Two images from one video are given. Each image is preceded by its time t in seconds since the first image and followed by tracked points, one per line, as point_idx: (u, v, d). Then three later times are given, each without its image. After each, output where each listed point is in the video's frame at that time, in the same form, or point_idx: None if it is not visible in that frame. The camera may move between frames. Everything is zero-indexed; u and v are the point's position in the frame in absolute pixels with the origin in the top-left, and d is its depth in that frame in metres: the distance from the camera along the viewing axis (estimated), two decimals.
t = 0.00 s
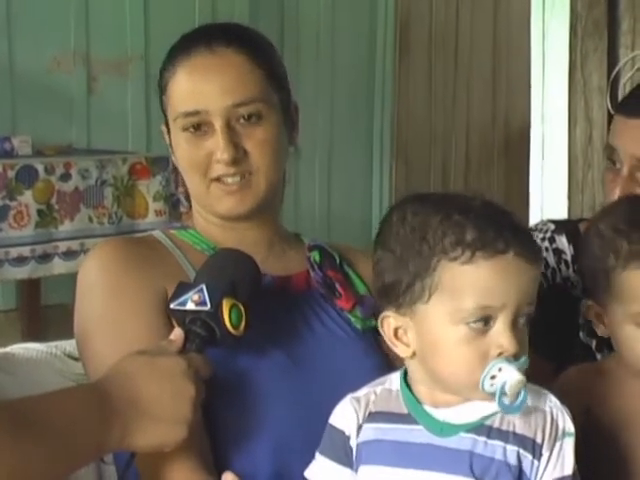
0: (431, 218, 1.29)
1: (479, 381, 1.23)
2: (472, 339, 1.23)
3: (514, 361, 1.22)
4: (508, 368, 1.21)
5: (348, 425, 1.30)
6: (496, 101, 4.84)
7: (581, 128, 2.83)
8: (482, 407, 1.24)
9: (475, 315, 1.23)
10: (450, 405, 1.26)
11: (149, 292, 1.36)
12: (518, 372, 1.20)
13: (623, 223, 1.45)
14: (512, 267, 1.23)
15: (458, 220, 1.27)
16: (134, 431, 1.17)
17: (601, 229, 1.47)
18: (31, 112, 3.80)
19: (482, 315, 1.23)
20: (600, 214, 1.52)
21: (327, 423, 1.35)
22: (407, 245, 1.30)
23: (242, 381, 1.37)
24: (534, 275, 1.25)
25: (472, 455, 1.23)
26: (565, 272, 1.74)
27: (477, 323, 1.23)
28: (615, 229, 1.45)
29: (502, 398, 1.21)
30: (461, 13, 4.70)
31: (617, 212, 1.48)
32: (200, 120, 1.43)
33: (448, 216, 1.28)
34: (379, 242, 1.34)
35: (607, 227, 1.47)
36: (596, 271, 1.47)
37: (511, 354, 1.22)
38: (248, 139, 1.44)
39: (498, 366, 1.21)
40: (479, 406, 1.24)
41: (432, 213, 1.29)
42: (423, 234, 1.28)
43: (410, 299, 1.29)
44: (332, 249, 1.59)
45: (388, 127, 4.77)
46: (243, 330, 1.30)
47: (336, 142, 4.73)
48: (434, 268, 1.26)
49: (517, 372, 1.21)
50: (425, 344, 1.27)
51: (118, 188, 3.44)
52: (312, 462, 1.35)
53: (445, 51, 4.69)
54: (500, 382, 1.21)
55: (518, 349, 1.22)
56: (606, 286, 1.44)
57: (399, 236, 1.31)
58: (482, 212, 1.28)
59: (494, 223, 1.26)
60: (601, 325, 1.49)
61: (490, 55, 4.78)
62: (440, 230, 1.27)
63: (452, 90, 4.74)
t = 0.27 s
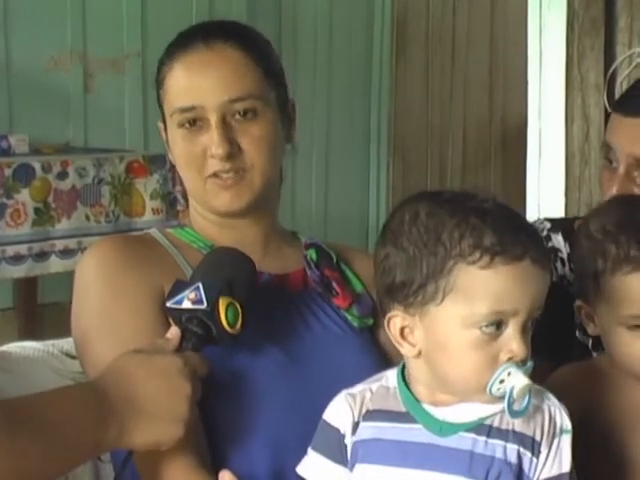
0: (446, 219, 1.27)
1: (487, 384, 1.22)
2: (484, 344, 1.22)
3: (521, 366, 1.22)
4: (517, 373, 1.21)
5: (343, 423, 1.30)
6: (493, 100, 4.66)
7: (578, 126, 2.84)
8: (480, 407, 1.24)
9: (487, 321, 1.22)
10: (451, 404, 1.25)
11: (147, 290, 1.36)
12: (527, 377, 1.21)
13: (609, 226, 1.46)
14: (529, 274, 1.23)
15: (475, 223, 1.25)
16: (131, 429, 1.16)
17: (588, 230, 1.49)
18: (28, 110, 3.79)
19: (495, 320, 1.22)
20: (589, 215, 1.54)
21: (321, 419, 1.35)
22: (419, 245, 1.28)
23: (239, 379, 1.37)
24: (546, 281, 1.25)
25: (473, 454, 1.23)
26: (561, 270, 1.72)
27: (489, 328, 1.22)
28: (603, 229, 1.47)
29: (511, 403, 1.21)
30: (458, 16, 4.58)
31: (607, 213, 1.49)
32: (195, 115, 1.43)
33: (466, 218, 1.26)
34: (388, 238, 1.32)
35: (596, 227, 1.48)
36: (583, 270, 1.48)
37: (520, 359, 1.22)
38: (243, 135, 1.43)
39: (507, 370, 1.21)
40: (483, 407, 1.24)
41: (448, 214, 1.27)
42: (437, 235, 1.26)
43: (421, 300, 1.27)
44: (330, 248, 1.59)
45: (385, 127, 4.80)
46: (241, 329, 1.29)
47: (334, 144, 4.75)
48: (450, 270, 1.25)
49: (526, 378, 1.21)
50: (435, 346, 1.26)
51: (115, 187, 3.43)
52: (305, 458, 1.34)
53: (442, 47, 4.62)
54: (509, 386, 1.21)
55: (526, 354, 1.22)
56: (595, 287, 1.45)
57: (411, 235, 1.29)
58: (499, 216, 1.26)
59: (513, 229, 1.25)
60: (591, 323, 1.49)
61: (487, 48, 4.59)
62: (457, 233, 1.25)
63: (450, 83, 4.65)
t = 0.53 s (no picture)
0: (449, 220, 1.26)
1: (491, 386, 1.22)
2: (488, 345, 1.22)
3: (526, 367, 1.22)
4: (521, 374, 1.21)
5: (346, 423, 1.30)
6: (494, 100, 4.63)
7: (580, 125, 2.84)
8: (484, 408, 1.24)
9: (491, 322, 1.22)
10: (455, 405, 1.25)
11: (147, 291, 1.36)
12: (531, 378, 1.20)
13: (609, 229, 1.46)
14: (532, 276, 1.22)
15: (478, 225, 1.25)
16: (133, 429, 1.16)
17: (586, 232, 1.49)
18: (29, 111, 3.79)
19: (498, 322, 1.22)
20: (588, 216, 1.54)
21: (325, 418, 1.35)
22: (422, 246, 1.28)
23: (239, 379, 1.37)
24: (549, 283, 1.25)
25: (476, 455, 1.23)
26: (563, 271, 1.72)
27: (493, 329, 1.22)
28: (602, 232, 1.47)
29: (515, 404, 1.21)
30: (459, 14, 4.59)
31: (607, 215, 1.48)
32: (197, 116, 1.43)
33: (469, 219, 1.25)
34: (391, 239, 1.32)
35: (594, 230, 1.48)
36: (585, 275, 1.48)
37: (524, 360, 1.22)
38: (244, 137, 1.43)
39: (511, 371, 1.21)
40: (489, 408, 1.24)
41: (451, 215, 1.27)
42: (441, 237, 1.26)
43: (424, 301, 1.27)
44: (331, 248, 1.59)
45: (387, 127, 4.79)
46: (242, 328, 1.29)
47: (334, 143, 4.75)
48: (453, 271, 1.24)
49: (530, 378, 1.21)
50: (438, 347, 1.26)
51: (117, 187, 3.43)
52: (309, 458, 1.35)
53: (443, 47, 4.62)
54: (513, 387, 1.21)
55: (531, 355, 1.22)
56: (596, 290, 1.45)
57: (414, 236, 1.29)
58: (501, 216, 1.26)
59: (516, 230, 1.24)
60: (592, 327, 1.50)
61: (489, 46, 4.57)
62: (459, 234, 1.25)
63: (452, 82, 4.64)
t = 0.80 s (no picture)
0: (455, 223, 1.26)
1: (497, 388, 1.22)
2: (494, 349, 1.22)
3: (532, 370, 1.21)
4: (527, 377, 1.21)
5: (355, 424, 1.29)
6: (496, 102, 4.74)
7: (581, 127, 2.82)
8: (492, 410, 1.24)
9: (498, 326, 1.22)
10: (463, 407, 1.25)
11: (149, 292, 1.36)
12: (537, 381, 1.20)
13: (613, 228, 1.47)
14: (538, 279, 1.22)
15: (484, 228, 1.24)
16: (133, 430, 1.16)
17: (590, 233, 1.51)
18: (31, 111, 3.79)
19: (504, 326, 1.22)
20: (590, 218, 1.55)
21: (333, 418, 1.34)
22: (428, 249, 1.27)
23: (241, 380, 1.37)
24: (557, 287, 1.24)
25: (484, 458, 1.23)
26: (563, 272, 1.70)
27: (499, 332, 1.22)
28: (607, 232, 1.47)
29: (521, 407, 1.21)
30: (461, 12, 4.64)
31: (610, 216, 1.49)
32: (202, 116, 1.43)
33: (475, 222, 1.25)
34: (397, 241, 1.32)
35: (599, 231, 1.49)
36: (591, 275, 1.48)
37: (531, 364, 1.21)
38: (248, 139, 1.43)
39: (517, 375, 1.21)
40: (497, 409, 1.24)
41: (457, 218, 1.26)
42: (447, 240, 1.26)
43: (430, 304, 1.27)
44: (332, 249, 1.59)
45: (389, 128, 4.73)
46: (243, 328, 1.29)
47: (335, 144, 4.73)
48: (458, 275, 1.24)
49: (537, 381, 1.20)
50: (445, 351, 1.26)
51: (119, 188, 3.43)
52: (316, 459, 1.34)
53: (444, 49, 4.64)
54: (519, 390, 1.20)
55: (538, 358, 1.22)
56: (603, 291, 1.45)
57: (420, 239, 1.28)
58: (507, 219, 1.25)
59: (522, 233, 1.23)
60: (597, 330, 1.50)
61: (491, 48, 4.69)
62: (465, 237, 1.24)
63: (453, 84, 4.68)
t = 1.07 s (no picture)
0: (455, 221, 1.26)
1: (497, 388, 1.22)
2: (493, 348, 1.22)
3: (533, 370, 1.21)
4: (528, 377, 1.20)
5: (356, 425, 1.29)
6: (496, 101, 4.73)
7: (583, 127, 2.78)
8: (494, 413, 1.24)
9: (497, 325, 1.22)
10: (466, 410, 1.25)
11: (150, 292, 1.36)
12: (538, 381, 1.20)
13: (619, 228, 1.47)
14: (538, 278, 1.22)
15: (484, 226, 1.24)
16: (134, 429, 1.16)
17: (593, 232, 1.52)
18: (31, 111, 3.79)
19: (503, 325, 1.22)
20: (592, 219, 1.55)
21: (335, 419, 1.34)
22: (429, 248, 1.28)
23: (242, 380, 1.37)
24: (557, 286, 1.24)
25: (486, 460, 1.23)
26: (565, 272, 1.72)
27: (498, 332, 1.22)
28: (612, 232, 1.48)
29: (522, 406, 1.20)
30: (462, 12, 4.63)
31: (614, 216, 1.50)
32: (207, 112, 1.43)
33: (475, 221, 1.25)
34: (398, 241, 1.32)
35: (603, 232, 1.49)
36: (598, 278, 1.48)
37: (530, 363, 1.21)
38: (252, 137, 1.43)
39: (517, 374, 1.20)
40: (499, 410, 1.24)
41: (457, 216, 1.27)
42: (447, 239, 1.26)
43: (430, 303, 1.27)
44: (332, 249, 1.59)
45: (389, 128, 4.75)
46: (243, 328, 1.29)
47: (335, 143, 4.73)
48: (458, 273, 1.24)
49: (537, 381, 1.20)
50: (445, 350, 1.26)
51: (119, 188, 3.43)
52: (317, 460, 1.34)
53: (445, 48, 4.64)
54: (519, 390, 1.20)
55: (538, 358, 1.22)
56: (613, 290, 1.45)
57: (421, 238, 1.29)
58: (507, 218, 1.26)
59: (522, 233, 1.24)
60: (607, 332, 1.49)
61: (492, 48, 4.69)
62: (465, 235, 1.25)
63: (454, 83, 4.68)
